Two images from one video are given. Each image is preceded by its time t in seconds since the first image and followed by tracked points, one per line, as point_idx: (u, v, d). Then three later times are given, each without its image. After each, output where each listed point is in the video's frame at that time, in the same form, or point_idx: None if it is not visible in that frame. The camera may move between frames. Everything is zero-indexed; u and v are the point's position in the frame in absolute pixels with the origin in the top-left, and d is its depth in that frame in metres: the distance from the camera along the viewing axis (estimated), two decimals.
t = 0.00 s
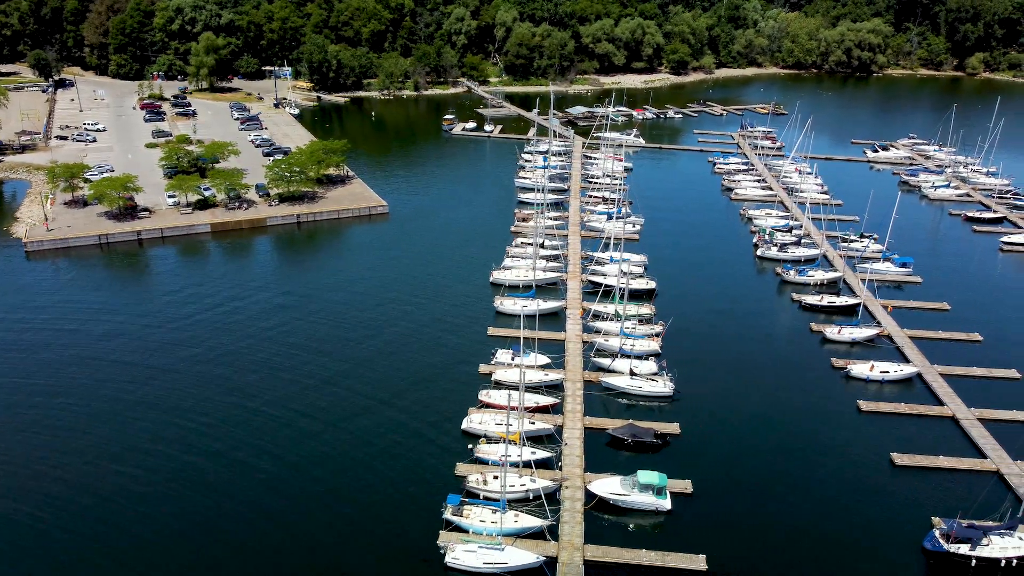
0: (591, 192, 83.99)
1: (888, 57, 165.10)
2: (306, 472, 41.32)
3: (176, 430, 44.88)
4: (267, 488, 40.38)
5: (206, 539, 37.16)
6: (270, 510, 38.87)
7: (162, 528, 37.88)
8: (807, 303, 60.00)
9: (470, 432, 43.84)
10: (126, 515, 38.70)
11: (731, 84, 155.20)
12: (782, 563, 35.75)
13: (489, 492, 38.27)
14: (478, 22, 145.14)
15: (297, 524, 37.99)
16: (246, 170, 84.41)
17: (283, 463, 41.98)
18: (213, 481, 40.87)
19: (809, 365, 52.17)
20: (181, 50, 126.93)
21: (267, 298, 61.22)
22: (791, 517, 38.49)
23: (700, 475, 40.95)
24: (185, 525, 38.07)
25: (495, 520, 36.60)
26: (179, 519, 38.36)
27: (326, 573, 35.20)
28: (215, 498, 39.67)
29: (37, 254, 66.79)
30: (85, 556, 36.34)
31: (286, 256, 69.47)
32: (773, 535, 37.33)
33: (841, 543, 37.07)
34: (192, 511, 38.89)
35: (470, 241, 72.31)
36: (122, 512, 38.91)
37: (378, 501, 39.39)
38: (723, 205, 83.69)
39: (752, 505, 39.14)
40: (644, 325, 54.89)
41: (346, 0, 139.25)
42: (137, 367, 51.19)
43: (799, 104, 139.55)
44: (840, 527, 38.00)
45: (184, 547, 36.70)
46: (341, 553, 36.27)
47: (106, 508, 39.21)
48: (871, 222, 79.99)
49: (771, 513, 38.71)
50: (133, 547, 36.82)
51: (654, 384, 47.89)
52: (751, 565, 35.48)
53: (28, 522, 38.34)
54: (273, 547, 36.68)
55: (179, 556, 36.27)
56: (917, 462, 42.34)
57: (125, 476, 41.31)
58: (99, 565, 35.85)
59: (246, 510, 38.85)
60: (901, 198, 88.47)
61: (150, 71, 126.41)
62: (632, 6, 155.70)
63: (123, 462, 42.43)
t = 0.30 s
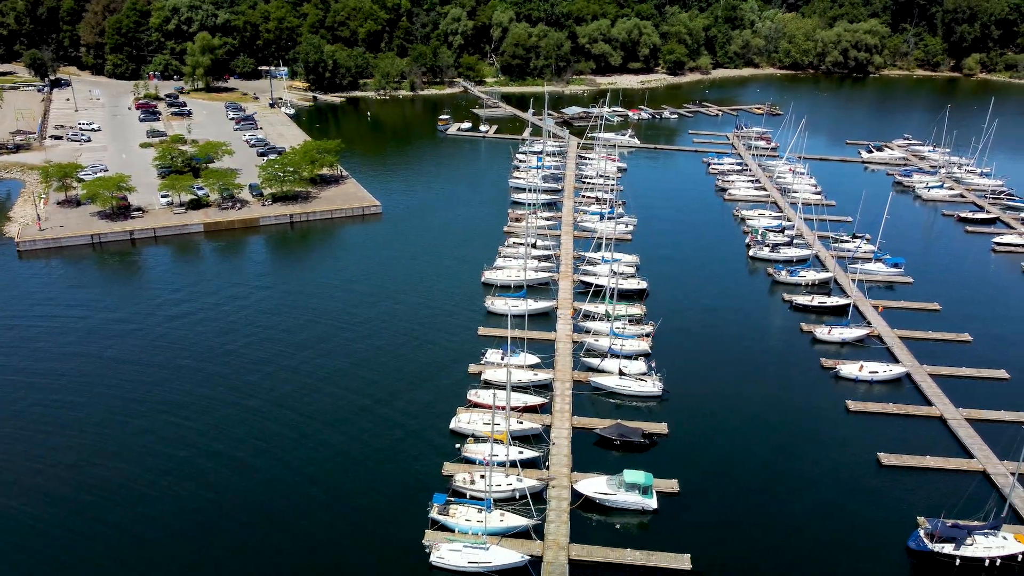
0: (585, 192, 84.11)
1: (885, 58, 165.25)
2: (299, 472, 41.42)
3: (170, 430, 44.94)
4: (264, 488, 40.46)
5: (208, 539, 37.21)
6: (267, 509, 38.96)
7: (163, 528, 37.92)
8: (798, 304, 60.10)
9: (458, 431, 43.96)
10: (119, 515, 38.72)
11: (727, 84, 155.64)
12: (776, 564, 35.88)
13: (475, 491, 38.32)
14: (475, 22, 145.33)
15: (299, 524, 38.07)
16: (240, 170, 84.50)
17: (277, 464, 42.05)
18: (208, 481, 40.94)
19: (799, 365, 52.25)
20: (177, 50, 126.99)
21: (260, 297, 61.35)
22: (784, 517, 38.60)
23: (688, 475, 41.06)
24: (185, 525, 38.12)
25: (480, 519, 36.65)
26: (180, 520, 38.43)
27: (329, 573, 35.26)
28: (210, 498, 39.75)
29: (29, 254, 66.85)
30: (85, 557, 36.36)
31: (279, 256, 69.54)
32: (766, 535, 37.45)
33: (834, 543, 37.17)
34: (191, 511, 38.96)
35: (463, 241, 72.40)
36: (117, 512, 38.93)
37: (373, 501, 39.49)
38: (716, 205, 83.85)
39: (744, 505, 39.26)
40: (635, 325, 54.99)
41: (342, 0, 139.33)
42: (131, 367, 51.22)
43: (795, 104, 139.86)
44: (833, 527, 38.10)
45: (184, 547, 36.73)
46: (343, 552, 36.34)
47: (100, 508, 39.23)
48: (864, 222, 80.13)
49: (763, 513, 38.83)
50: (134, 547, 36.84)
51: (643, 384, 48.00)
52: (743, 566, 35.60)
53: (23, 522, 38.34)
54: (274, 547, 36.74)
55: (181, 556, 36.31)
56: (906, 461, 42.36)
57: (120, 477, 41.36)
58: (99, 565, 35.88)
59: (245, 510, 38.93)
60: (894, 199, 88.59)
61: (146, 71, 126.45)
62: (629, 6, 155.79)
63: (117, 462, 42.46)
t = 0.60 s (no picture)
0: (579, 192, 84.18)
1: (882, 58, 165.40)
2: (291, 472, 41.48)
3: (162, 430, 44.98)
4: (258, 488, 40.53)
5: (207, 539, 37.30)
6: (262, 509, 39.09)
7: (163, 528, 38.01)
8: (789, 304, 60.17)
9: (446, 431, 44.05)
10: (112, 516, 38.76)
11: (724, 84, 155.90)
12: (767, 564, 35.96)
13: (461, 490, 38.36)
14: (471, 23, 145.51)
15: (298, 524, 38.14)
16: (234, 169, 84.58)
17: (270, 464, 42.10)
18: (202, 481, 41.03)
19: (789, 365, 52.31)
20: (173, 49, 127.07)
21: (251, 297, 61.41)
22: (775, 517, 38.68)
23: (676, 475, 41.12)
24: (184, 525, 38.20)
25: (466, 518, 36.71)
26: (179, 519, 38.52)
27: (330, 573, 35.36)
28: (205, 498, 39.85)
29: (21, 253, 66.87)
30: (85, 557, 36.42)
31: (272, 255, 69.60)
32: (757, 535, 37.53)
33: (825, 542, 37.26)
34: (189, 511, 39.02)
35: (456, 241, 72.47)
36: (111, 512, 39.01)
37: (368, 500, 39.59)
38: (710, 205, 83.95)
39: (735, 505, 39.33)
40: (625, 325, 55.08)
41: (339, 0, 139.45)
42: (126, 367, 51.28)
43: (791, 104, 140.11)
44: (826, 526, 38.15)
45: (183, 548, 36.81)
46: (342, 552, 36.45)
47: (93, 508, 39.29)
48: (857, 223, 80.23)
49: (754, 513, 38.88)
50: (134, 547, 36.92)
51: (632, 384, 48.07)
52: (733, 567, 35.70)
53: (20, 522, 38.38)
54: (273, 546, 36.82)
55: (180, 556, 36.38)
56: (895, 461, 42.41)
57: (114, 477, 41.41)
58: (97, 566, 35.93)
59: (242, 510, 39.04)
60: (888, 199, 88.72)
61: (142, 71, 126.53)
62: (625, 7, 155.96)
63: (111, 462, 42.52)
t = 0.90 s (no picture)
0: (573, 192, 84.26)
1: (879, 59, 165.57)
2: (283, 472, 41.56)
3: (154, 430, 45.05)
4: (251, 488, 40.59)
5: (207, 539, 37.36)
6: (258, 508, 39.18)
7: (163, 528, 38.06)
8: (780, 304, 60.24)
9: (434, 430, 44.17)
10: (105, 515, 38.84)
11: (721, 84, 156.13)
12: (759, 564, 36.04)
13: (448, 490, 38.42)
14: (468, 23, 145.63)
15: (298, 524, 38.18)
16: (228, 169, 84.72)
17: (262, 463, 42.22)
18: (196, 480, 41.10)
19: (778, 365, 52.39)
20: (170, 49, 127.20)
21: (243, 296, 61.56)
22: (765, 517, 38.76)
23: (663, 475, 41.19)
24: (184, 525, 38.24)
25: (452, 517, 36.75)
26: (179, 519, 38.57)
27: (331, 572, 35.41)
28: (200, 498, 39.93)
29: (14, 253, 66.95)
30: (86, 556, 36.47)
31: (265, 256, 69.68)
32: (748, 535, 37.60)
33: (816, 541, 37.36)
34: (187, 511, 39.07)
35: (450, 241, 72.60)
36: (104, 512, 39.07)
37: (360, 500, 39.67)
38: (704, 205, 84.02)
39: (726, 505, 39.39)
40: (615, 325, 55.19)
41: (335, 0, 139.53)
42: (119, 367, 51.34)
43: (788, 104, 140.34)
44: (818, 526, 38.24)
45: (183, 548, 36.89)
46: (342, 552, 36.50)
47: (86, 508, 39.34)
48: (850, 223, 80.35)
49: (748, 514, 38.92)
50: (135, 547, 36.97)
51: (621, 383, 48.18)
52: (722, 567, 35.79)
53: (13, 522, 38.46)
54: (274, 546, 36.89)
55: (180, 556, 36.43)
56: (883, 461, 42.45)
57: (107, 477, 41.45)
58: (96, 565, 35.99)
59: (240, 509, 39.10)
60: (883, 199, 88.80)
61: (139, 71, 126.72)
62: (623, 7, 156.04)
63: (103, 462, 42.57)
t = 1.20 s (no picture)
0: (566, 192, 84.35)
1: (876, 59, 165.51)
2: (275, 472, 41.58)
3: (145, 430, 45.08)
4: (243, 487, 40.62)
5: (205, 539, 37.34)
6: (254, 508, 39.18)
7: (162, 530, 37.95)
8: (770, 303, 60.31)
9: (421, 429, 44.23)
10: (96, 515, 38.85)
11: (718, 84, 156.24)
12: (752, 564, 36.05)
13: (433, 488, 38.49)
14: (464, 23, 145.75)
15: (299, 525, 38.08)
16: (222, 169, 84.83)
17: (252, 462, 42.27)
18: (189, 481, 41.09)
19: (768, 364, 52.46)
20: (166, 49, 127.31)
21: (235, 296, 61.65)
22: (754, 515, 38.83)
23: (649, 474, 41.24)
24: (184, 525, 38.23)
25: (437, 516, 36.84)
26: (179, 520, 38.52)
27: (324, 571, 35.46)
28: (193, 497, 39.95)
29: (6, 253, 66.98)
30: (85, 556, 36.49)
31: (258, 255, 69.74)
32: (738, 535, 37.63)
33: (807, 540, 37.41)
34: (180, 511, 39.08)
35: (442, 241, 72.62)
36: (97, 512, 39.06)
37: (351, 499, 39.72)
38: (697, 205, 84.08)
39: (716, 505, 39.41)
40: (605, 324, 55.29)
41: (332, 0, 139.65)
42: (112, 367, 51.35)
43: (784, 105, 140.49)
44: (808, 525, 38.29)
45: (182, 548, 36.86)
46: (342, 552, 36.44)
47: (77, 507, 39.35)
48: (843, 223, 80.48)
49: (738, 513, 38.98)
50: (134, 547, 36.97)
51: (610, 382, 48.28)
52: (711, 566, 35.85)
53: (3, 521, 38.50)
54: (275, 546, 36.87)
55: (178, 556, 36.41)
56: (868, 460, 42.44)
57: (99, 477, 41.48)
58: (95, 565, 36.00)
59: (238, 510, 39.09)
60: (876, 199, 88.88)
61: (135, 71, 126.75)
62: (619, 7, 156.13)
63: (95, 461, 42.60)
